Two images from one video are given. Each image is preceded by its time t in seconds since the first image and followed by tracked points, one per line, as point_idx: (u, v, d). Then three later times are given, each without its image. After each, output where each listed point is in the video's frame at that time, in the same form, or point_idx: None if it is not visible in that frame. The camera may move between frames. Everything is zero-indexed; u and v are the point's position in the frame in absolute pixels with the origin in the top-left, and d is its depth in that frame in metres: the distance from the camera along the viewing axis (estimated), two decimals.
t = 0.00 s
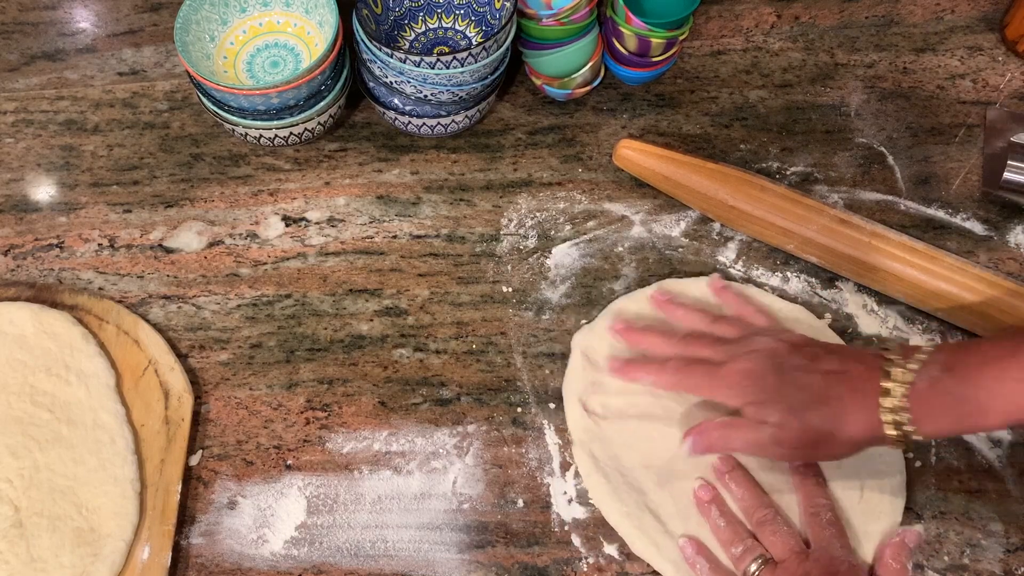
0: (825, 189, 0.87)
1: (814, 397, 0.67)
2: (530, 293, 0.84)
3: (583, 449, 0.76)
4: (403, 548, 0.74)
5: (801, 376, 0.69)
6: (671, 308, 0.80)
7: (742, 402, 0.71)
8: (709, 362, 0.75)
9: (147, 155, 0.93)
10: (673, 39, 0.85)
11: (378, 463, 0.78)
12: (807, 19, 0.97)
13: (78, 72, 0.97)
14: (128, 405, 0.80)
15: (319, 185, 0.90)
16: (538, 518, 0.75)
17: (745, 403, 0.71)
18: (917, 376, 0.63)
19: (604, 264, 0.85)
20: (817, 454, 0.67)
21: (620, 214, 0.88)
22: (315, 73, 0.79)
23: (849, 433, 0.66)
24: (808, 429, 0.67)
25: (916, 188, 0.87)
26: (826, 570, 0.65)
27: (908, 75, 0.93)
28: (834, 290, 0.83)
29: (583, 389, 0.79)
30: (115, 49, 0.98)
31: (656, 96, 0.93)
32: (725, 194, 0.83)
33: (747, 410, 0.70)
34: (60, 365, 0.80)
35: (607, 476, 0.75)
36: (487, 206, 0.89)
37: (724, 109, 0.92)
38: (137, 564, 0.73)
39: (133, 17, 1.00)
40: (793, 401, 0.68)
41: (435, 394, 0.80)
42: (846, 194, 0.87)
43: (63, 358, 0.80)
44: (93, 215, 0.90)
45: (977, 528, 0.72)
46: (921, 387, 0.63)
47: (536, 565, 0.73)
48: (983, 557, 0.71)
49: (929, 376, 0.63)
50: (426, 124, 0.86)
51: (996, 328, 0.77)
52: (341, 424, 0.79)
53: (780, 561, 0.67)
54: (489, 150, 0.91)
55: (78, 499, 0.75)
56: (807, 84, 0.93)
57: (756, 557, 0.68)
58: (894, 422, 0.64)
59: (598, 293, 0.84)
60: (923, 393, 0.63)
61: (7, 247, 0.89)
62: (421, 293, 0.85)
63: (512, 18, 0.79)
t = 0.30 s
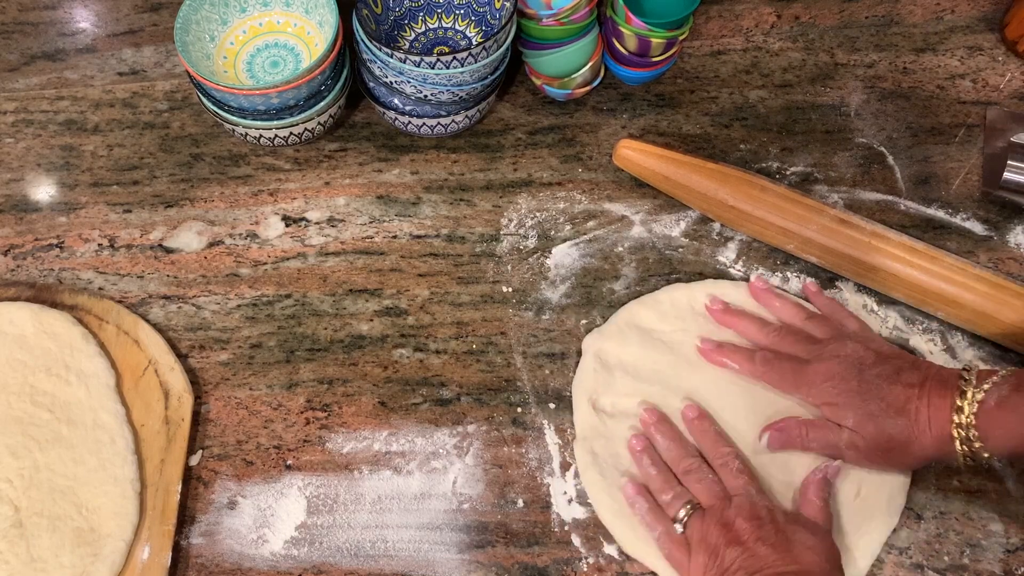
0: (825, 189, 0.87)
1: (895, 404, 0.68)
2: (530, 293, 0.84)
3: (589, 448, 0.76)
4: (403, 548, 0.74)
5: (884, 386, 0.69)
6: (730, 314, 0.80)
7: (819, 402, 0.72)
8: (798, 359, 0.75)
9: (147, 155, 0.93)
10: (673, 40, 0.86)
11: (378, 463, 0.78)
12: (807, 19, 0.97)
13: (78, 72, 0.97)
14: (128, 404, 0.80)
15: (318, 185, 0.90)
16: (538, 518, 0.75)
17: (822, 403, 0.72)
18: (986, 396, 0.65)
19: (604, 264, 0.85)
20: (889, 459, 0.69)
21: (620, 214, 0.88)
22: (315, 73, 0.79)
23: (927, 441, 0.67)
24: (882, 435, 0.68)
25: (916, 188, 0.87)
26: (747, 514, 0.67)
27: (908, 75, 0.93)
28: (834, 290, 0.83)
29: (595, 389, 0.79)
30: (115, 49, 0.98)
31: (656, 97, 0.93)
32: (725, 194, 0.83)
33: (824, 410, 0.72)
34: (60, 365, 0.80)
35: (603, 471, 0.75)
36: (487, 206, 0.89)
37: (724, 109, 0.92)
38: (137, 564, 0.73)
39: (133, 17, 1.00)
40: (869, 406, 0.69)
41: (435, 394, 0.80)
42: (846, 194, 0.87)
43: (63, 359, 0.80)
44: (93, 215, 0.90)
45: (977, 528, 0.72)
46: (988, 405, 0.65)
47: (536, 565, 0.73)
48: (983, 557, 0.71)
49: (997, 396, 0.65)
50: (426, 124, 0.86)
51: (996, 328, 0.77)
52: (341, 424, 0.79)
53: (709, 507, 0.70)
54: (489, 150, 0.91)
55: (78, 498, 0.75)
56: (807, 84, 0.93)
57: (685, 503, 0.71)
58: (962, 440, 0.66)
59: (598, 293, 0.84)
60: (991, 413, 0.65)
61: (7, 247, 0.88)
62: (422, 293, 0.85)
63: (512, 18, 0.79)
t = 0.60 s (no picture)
0: (825, 189, 0.87)
1: (905, 378, 0.67)
2: (530, 293, 0.84)
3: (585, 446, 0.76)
4: (403, 548, 0.74)
5: (894, 363, 0.68)
6: (734, 307, 0.79)
7: (829, 386, 0.71)
8: (804, 346, 0.74)
9: (147, 155, 0.93)
10: (673, 40, 0.85)
11: (378, 463, 0.78)
12: (807, 19, 0.97)
13: (78, 72, 0.97)
14: (128, 404, 0.80)
15: (319, 185, 0.90)
16: (538, 518, 0.75)
17: (831, 387, 0.71)
18: (998, 367, 0.63)
19: (604, 264, 0.85)
20: (901, 436, 0.68)
21: (620, 214, 0.88)
22: (315, 73, 0.79)
23: (939, 413, 0.65)
24: (893, 409, 0.67)
25: (916, 188, 0.87)
26: (720, 504, 0.67)
27: (909, 75, 0.93)
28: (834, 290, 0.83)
29: (595, 385, 0.79)
30: (115, 49, 0.98)
31: (656, 97, 0.93)
32: (725, 194, 0.83)
33: (834, 394, 0.70)
34: (61, 365, 0.80)
35: (589, 467, 0.75)
36: (487, 206, 0.89)
37: (724, 109, 0.92)
38: (137, 564, 0.73)
39: (133, 17, 1.00)
40: (877, 381, 0.68)
41: (435, 394, 0.80)
42: (846, 194, 0.87)
43: (63, 358, 0.80)
44: (93, 215, 0.90)
45: (977, 528, 0.72)
46: (1000, 376, 0.62)
47: (536, 565, 0.73)
48: (983, 557, 0.71)
49: (1011, 366, 0.62)
50: (425, 123, 0.86)
51: (996, 328, 0.77)
52: (341, 424, 0.79)
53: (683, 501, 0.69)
54: (489, 150, 0.91)
55: (78, 499, 0.75)
56: (808, 84, 0.93)
57: (664, 502, 0.70)
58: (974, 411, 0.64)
59: (599, 293, 0.84)
60: (1003, 382, 0.62)
61: (7, 247, 0.89)
62: (422, 293, 0.85)
63: (512, 18, 0.79)
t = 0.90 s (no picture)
0: (825, 189, 0.87)
1: (845, 279, 0.70)
2: (530, 293, 0.84)
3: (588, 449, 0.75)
4: (403, 548, 0.74)
5: (850, 262, 0.72)
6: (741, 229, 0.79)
7: (779, 270, 0.74)
8: (768, 236, 0.77)
9: (147, 155, 0.93)
10: (673, 39, 0.85)
11: (378, 463, 0.78)
12: (807, 19, 0.97)
13: (78, 72, 0.97)
14: (128, 404, 0.80)
15: (319, 185, 0.90)
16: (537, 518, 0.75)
17: (781, 271, 0.74)
18: (953, 280, 0.65)
19: (604, 264, 0.85)
20: (832, 337, 0.69)
21: (620, 214, 0.87)
22: (315, 73, 0.79)
23: (875, 315, 0.68)
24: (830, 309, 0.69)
25: (915, 188, 0.87)
26: (586, 483, 0.65)
27: (909, 75, 0.93)
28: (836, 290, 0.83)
29: (598, 387, 0.78)
30: (115, 49, 0.98)
31: (656, 97, 0.93)
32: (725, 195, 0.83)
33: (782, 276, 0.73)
34: (60, 365, 0.80)
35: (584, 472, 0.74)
36: (487, 206, 0.89)
37: (724, 109, 0.92)
38: (137, 564, 0.73)
39: (133, 17, 1.00)
40: (818, 279, 0.70)
41: (435, 394, 0.80)
42: (846, 194, 0.87)
43: (63, 358, 0.80)
44: (93, 215, 0.90)
45: (977, 528, 0.72)
46: (955, 288, 0.65)
47: (536, 565, 0.73)
48: (983, 558, 0.71)
49: (964, 280, 0.65)
50: (425, 123, 0.86)
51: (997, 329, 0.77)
52: (341, 424, 0.79)
53: (566, 483, 0.68)
54: (489, 150, 0.91)
55: (78, 498, 0.75)
56: (808, 84, 0.93)
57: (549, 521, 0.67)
58: (913, 318, 0.67)
59: (599, 293, 0.84)
60: (953, 295, 0.64)
61: (7, 247, 0.88)
62: (421, 293, 0.85)
63: (513, 18, 0.79)
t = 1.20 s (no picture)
0: (825, 189, 0.87)
1: (862, 256, 0.56)
2: (530, 293, 0.84)
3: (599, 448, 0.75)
4: (403, 548, 0.74)
5: (852, 241, 0.59)
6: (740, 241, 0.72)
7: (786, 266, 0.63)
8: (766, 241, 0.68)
9: (147, 155, 0.93)
10: (672, 40, 0.85)
11: (377, 463, 0.78)
12: (807, 19, 0.97)
13: (77, 72, 0.97)
14: (128, 404, 0.80)
15: (318, 185, 0.90)
16: (537, 518, 0.75)
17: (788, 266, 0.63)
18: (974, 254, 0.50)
19: (604, 264, 0.85)
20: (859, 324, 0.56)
21: (620, 214, 0.88)
22: (315, 73, 0.79)
23: (899, 297, 0.53)
24: (842, 288, 0.56)
25: (915, 188, 0.87)
26: (613, 466, 0.66)
27: (908, 75, 0.93)
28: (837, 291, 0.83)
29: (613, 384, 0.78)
30: (115, 49, 0.98)
31: (656, 96, 0.93)
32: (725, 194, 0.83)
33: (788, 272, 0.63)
34: (60, 365, 0.80)
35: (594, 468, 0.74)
36: (487, 206, 0.89)
37: (724, 109, 0.92)
38: (137, 564, 0.73)
39: (133, 16, 1.00)
40: (832, 260, 0.58)
41: (435, 394, 0.80)
42: (846, 194, 0.87)
43: (63, 359, 0.80)
44: (93, 215, 0.90)
45: (977, 528, 0.72)
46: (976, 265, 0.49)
47: (536, 565, 0.73)
48: (982, 557, 0.71)
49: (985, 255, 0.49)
50: (425, 123, 0.86)
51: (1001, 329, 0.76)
52: (341, 424, 0.79)
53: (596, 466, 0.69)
54: (489, 150, 0.91)
55: (78, 499, 0.75)
56: (808, 84, 0.93)
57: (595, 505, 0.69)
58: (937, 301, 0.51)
59: (599, 293, 0.84)
60: (978, 270, 0.49)
61: (7, 247, 0.88)
62: (421, 293, 0.85)
63: (512, 18, 0.79)
